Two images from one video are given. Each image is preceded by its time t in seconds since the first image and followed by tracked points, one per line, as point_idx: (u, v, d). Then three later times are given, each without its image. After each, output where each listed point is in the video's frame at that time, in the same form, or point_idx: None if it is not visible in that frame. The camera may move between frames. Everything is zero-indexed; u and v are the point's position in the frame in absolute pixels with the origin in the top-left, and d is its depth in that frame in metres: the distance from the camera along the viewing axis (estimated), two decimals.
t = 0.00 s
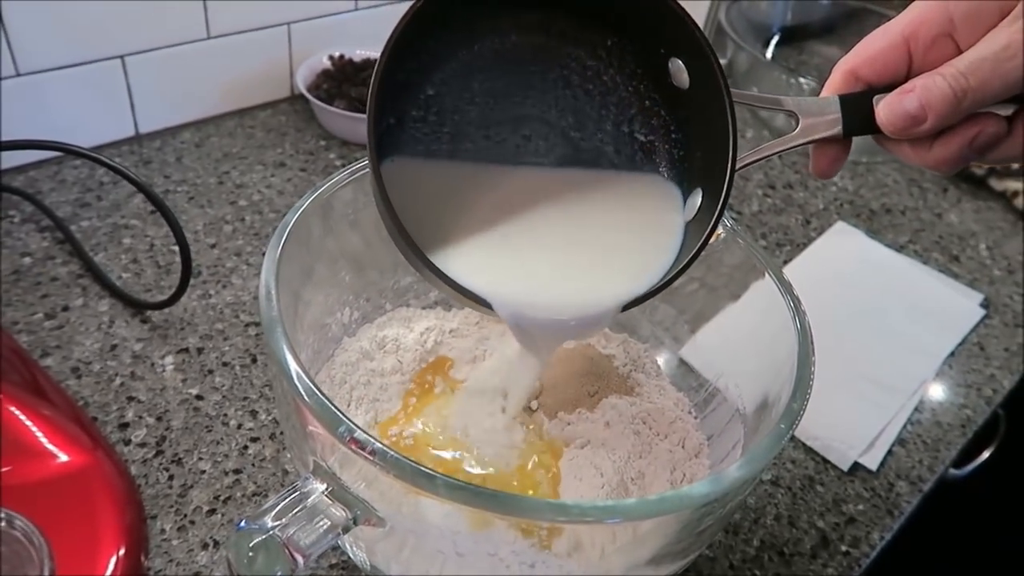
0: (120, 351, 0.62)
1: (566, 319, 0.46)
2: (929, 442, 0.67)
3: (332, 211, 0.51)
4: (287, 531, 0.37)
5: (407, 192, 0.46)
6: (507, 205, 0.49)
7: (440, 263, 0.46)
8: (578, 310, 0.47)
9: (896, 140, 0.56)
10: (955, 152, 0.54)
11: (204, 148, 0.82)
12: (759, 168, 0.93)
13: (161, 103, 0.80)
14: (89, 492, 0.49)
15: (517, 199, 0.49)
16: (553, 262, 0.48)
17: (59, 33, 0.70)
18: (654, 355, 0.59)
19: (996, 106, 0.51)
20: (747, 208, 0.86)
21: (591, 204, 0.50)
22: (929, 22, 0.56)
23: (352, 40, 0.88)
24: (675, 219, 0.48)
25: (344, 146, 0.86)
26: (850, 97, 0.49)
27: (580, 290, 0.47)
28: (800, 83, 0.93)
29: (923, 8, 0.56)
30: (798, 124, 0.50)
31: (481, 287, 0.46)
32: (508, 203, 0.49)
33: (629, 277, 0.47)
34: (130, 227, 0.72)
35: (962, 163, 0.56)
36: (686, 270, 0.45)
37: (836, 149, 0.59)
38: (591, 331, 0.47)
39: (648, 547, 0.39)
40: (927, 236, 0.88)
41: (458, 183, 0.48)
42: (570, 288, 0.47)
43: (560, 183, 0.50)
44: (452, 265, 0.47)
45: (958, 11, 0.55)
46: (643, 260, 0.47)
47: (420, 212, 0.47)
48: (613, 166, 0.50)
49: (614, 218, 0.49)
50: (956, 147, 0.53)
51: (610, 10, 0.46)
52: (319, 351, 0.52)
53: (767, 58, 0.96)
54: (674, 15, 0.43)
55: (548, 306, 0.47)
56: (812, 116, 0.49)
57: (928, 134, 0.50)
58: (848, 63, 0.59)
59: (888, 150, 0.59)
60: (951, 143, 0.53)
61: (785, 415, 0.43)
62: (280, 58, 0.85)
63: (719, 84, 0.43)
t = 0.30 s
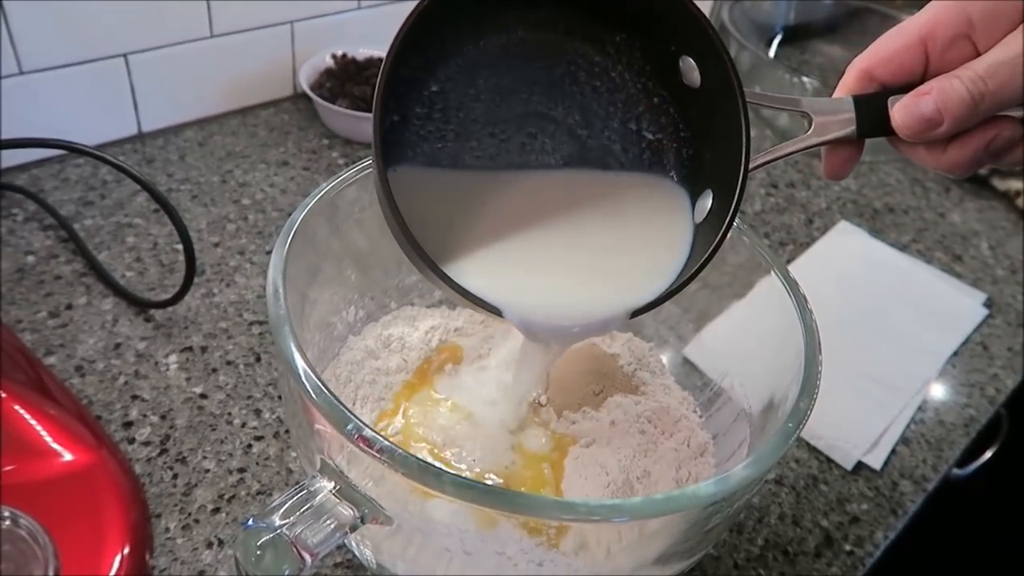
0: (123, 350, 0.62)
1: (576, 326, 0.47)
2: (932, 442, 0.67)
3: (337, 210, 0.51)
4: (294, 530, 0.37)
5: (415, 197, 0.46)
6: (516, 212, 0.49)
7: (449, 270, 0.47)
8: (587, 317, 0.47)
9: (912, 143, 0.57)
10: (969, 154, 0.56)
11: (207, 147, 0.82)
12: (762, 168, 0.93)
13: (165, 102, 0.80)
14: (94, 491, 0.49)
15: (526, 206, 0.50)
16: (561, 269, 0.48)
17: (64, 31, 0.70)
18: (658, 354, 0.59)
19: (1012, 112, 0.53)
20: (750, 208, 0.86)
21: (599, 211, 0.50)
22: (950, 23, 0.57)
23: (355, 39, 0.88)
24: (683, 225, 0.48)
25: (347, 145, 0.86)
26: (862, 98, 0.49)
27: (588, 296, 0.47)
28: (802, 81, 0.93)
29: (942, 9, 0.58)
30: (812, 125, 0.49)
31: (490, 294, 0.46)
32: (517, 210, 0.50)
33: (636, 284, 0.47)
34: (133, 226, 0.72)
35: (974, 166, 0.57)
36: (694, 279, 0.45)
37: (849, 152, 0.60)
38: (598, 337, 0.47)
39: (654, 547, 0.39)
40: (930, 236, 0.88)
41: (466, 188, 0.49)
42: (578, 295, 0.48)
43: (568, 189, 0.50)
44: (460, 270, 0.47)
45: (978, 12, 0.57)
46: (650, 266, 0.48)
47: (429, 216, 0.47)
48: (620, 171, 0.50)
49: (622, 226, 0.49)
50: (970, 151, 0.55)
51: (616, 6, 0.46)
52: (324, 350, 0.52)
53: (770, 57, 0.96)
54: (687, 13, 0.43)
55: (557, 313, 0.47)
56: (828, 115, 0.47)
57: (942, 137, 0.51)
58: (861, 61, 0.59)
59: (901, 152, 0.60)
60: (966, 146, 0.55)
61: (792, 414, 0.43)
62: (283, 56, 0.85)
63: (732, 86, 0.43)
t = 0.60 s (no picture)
0: (118, 349, 0.62)
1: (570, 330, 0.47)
2: (928, 436, 0.67)
3: (332, 207, 0.51)
4: (290, 529, 0.36)
5: (410, 200, 0.47)
6: (514, 211, 0.49)
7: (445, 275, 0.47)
8: (582, 320, 0.47)
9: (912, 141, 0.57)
10: (969, 153, 0.56)
11: (202, 144, 0.81)
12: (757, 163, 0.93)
13: (158, 99, 0.80)
14: (89, 490, 0.49)
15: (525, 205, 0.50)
16: (557, 270, 0.48)
17: (57, 28, 0.70)
18: (654, 350, 0.59)
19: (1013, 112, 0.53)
20: (746, 203, 0.86)
21: (598, 213, 0.50)
22: (952, 21, 0.56)
23: (350, 36, 0.88)
24: (679, 227, 0.48)
25: (342, 142, 0.86)
26: (861, 92, 0.49)
27: (582, 299, 0.48)
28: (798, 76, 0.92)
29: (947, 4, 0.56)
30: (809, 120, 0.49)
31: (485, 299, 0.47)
32: (515, 209, 0.49)
33: (631, 286, 0.47)
34: (127, 224, 0.72)
35: (973, 164, 0.58)
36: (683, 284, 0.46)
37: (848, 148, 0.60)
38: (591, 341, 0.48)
39: (650, 544, 0.39)
40: (925, 231, 0.88)
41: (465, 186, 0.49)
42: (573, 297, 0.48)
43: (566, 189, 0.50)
44: (455, 270, 0.47)
45: (982, 10, 0.55)
46: (645, 267, 0.48)
47: (424, 219, 0.47)
48: (618, 170, 0.50)
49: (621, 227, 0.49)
50: (970, 147, 0.55)
51: None
52: (319, 347, 0.52)
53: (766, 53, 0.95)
54: (688, 8, 0.43)
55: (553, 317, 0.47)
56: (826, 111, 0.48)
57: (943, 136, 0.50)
58: (862, 56, 0.59)
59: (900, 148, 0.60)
60: (965, 144, 0.55)
61: (788, 410, 0.43)
62: (277, 53, 0.84)
63: (732, 83, 0.43)
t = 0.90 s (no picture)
0: (111, 351, 0.61)
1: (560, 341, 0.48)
2: (923, 436, 0.67)
3: (328, 208, 0.51)
4: (285, 533, 0.36)
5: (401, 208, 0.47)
6: (508, 223, 0.50)
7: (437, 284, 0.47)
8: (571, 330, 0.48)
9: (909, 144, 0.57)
10: (966, 158, 0.56)
11: (195, 145, 0.81)
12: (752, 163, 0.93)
13: (151, 99, 0.79)
14: (83, 493, 0.48)
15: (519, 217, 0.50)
16: (548, 281, 0.49)
17: (48, 28, 0.69)
18: (650, 351, 0.59)
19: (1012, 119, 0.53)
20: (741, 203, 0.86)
21: (590, 224, 0.50)
22: (952, 23, 0.55)
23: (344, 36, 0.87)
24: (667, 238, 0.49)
25: (336, 143, 0.85)
26: (860, 97, 0.49)
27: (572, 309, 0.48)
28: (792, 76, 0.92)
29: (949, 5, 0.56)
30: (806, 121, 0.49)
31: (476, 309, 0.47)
32: (507, 221, 0.50)
33: (620, 297, 0.48)
34: (120, 226, 0.71)
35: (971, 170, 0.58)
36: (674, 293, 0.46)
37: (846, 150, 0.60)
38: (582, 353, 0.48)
39: (647, 546, 0.39)
40: (919, 231, 0.88)
41: (458, 195, 0.49)
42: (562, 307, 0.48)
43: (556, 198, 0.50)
44: (447, 282, 0.48)
45: (984, 11, 0.54)
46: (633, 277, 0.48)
47: (416, 227, 0.47)
48: (609, 175, 0.50)
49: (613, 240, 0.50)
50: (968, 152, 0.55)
51: None
52: (314, 349, 0.52)
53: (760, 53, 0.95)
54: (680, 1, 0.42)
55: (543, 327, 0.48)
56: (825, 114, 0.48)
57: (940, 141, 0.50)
58: (861, 58, 0.59)
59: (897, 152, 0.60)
60: (962, 149, 0.55)
61: (785, 412, 0.43)
62: (271, 53, 0.84)
63: (727, 79, 0.43)
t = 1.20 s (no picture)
0: (108, 349, 0.61)
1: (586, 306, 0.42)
2: (922, 434, 0.67)
3: (326, 207, 0.51)
4: (285, 533, 0.36)
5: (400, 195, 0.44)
6: (508, 219, 0.46)
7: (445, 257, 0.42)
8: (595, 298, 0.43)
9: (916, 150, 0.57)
10: (986, 159, 0.55)
11: (192, 142, 0.80)
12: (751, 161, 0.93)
13: (148, 96, 0.79)
14: (81, 492, 0.48)
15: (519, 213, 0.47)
16: (559, 263, 0.45)
17: (45, 25, 0.69)
18: (650, 349, 0.59)
19: None
20: (739, 201, 0.86)
21: (593, 214, 0.48)
22: (947, 32, 0.57)
23: (342, 33, 0.87)
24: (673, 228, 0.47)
25: (333, 140, 0.85)
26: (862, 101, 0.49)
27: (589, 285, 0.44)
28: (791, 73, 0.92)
29: (939, 18, 0.57)
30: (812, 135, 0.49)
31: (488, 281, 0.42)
32: (507, 211, 0.47)
33: (639, 274, 0.44)
34: (117, 223, 0.71)
35: (994, 174, 0.56)
36: (691, 264, 0.42)
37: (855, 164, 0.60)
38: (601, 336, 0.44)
39: (649, 545, 0.39)
40: (918, 229, 0.88)
41: (453, 194, 0.46)
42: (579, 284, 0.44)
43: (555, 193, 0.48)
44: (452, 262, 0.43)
45: (977, 18, 0.56)
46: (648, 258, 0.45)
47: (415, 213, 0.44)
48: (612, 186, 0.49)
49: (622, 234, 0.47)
50: (986, 152, 0.55)
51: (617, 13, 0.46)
52: (313, 348, 0.51)
53: (759, 51, 0.95)
54: (676, 23, 0.44)
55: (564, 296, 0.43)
56: (829, 130, 0.47)
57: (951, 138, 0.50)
58: (862, 75, 0.59)
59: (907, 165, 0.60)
60: (983, 148, 0.54)
61: (786, 410, 0.42)
62: (268, 50, 0.84)
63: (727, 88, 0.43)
